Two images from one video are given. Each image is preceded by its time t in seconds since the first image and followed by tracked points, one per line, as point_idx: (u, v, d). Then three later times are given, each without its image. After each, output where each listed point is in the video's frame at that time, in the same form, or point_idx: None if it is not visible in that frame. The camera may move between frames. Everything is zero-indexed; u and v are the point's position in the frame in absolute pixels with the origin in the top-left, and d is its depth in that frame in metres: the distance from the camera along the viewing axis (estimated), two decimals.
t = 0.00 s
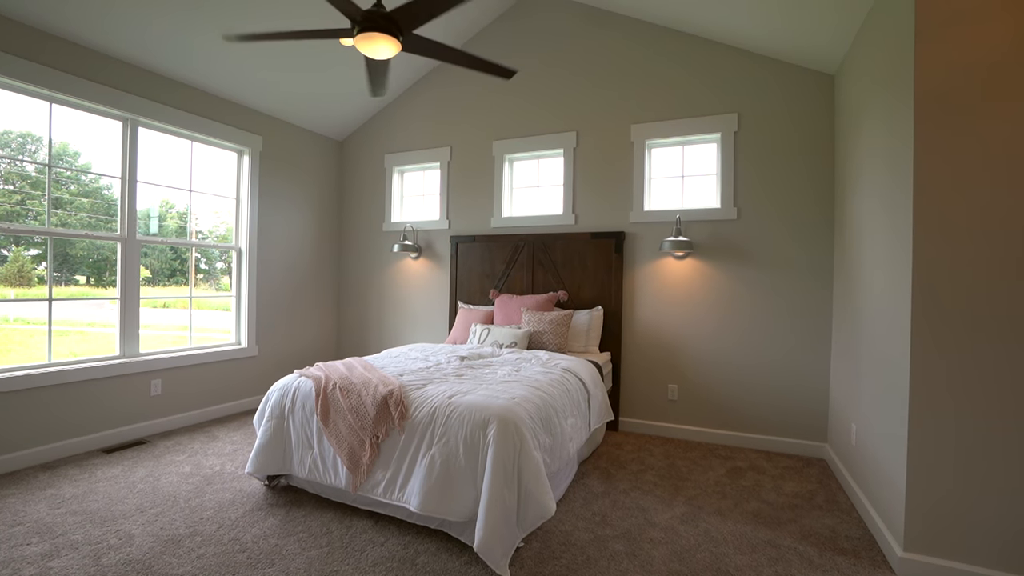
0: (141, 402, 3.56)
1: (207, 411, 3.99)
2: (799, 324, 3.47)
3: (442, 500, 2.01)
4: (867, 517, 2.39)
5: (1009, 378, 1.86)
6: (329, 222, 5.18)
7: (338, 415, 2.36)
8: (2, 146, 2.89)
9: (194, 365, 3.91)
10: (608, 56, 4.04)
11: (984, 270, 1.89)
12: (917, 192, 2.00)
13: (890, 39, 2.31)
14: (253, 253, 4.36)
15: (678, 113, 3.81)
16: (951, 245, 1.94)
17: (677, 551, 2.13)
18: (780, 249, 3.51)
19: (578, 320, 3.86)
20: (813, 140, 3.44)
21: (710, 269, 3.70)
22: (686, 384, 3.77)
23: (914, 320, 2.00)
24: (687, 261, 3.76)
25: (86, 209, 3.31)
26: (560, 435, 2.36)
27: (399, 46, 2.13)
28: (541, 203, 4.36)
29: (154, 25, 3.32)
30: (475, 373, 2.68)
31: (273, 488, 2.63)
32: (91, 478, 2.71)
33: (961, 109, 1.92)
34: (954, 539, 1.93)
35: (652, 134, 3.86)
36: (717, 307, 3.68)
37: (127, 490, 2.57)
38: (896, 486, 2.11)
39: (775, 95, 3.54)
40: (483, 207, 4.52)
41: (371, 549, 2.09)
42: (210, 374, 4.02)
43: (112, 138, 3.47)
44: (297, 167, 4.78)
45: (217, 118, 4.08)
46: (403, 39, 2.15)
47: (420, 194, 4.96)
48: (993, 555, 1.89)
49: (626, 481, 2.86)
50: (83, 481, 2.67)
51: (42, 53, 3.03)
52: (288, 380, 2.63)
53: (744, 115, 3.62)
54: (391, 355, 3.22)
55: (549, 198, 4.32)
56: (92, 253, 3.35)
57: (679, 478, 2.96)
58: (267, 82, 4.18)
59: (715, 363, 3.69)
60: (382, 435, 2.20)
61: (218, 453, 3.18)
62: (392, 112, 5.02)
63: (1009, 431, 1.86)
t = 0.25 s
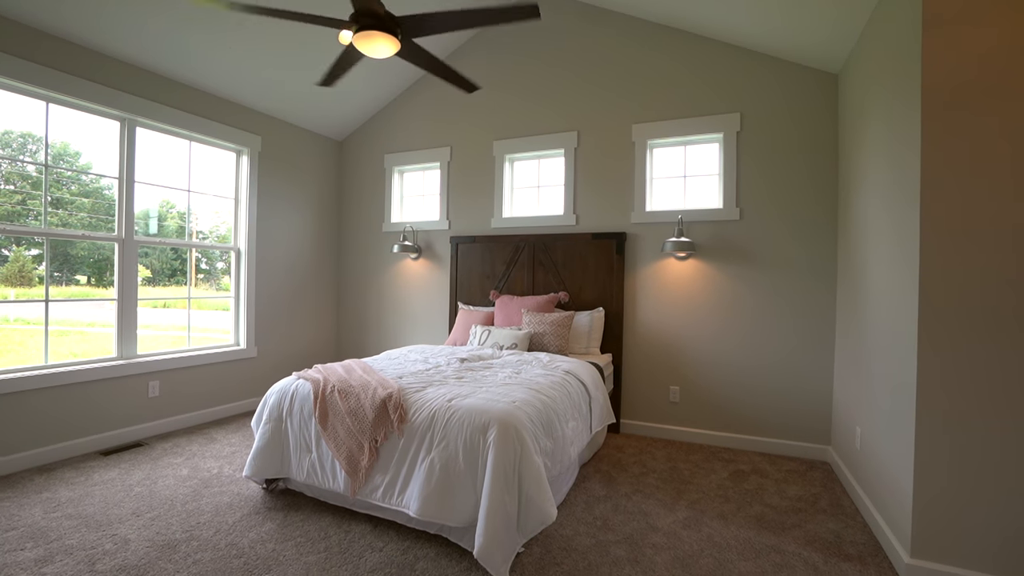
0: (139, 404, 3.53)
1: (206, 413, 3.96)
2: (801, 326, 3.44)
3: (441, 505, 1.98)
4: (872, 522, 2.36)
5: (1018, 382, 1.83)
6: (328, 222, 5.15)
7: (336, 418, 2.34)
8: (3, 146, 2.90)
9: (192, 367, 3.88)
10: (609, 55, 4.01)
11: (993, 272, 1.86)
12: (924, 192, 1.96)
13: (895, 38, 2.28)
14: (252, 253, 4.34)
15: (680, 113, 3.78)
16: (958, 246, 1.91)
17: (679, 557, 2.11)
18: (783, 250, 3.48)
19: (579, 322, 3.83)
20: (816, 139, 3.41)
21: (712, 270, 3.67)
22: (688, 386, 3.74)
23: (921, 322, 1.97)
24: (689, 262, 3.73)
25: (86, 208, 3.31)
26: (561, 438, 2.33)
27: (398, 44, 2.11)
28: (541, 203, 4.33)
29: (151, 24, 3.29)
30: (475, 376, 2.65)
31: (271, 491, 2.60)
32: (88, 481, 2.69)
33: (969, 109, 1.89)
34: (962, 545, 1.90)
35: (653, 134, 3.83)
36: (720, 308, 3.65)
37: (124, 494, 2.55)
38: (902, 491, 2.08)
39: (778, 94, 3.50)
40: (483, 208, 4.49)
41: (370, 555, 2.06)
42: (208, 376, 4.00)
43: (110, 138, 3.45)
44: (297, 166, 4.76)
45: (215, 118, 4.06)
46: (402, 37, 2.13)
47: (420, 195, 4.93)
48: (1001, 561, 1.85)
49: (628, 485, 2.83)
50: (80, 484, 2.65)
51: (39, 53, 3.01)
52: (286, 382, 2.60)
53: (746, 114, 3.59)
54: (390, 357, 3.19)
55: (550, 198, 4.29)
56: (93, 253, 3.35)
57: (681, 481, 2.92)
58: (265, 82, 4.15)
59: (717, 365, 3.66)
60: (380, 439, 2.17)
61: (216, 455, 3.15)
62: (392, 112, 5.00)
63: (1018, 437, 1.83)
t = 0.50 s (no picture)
0: (138, 406, 3.51)
1: (205, 414, 3.94)
2: (805, 327, 3.41)
3: (440, 509, 1.95)
4: (878, 526, 2.33)
5: None
6: (328, 222, 5.13)
7: (335, 421, 2.31)
8: (4, 146, 2.90)
9: (191, 368, 3.86)
10: (611, 55, 3.98)
11: (1002, 273, 1.83)
12: (932, 193, 1.93)
13: (902, 36, 2.25)
14: (251, 254, 4.31)
15: (682, 112, 3.75)
16: (967, 247, 1.88)
17: (683, 562, 2.08)
18: (787, 251, 3.45)
19: (581, 323, 3.81)
20: (820, 139, 3.38)
21: (714, 271, 3.64)
22: (690, 388, 3.71)
23: (928, 324, 1.94)
24: (691, 262, 3.70)
25: (87, 208, 3.30)
26: (562, 441, 2.31)
27: (398, 43, 2.09)
28: (542, 203, 4.30)
29: (149, 23, 3.27)
30: (475, 378, 2.62)
31: (270, 495, 2.58)
32: (85, 484, 2.66)
33: (977, 108, 1.86)
34: (971, 551, 1.87)
35: (655, 133, 3.80)
36: (722, 309, 3.62)
37: (121, 496, 2.52)
38: (909, 496, 2.05)
39: (781, 94, 3.47)
40: (484, 208, 4.47)
41: (369, 560, 2.03)
42: (207, 377, 3.98)
43: (108, 138, 3.43)
44: (296, 166, 4.74)
45: (215, 118, 4.03)
46: (401, 36, 2.11)
47: (420, 195, 4.91)
48: (1011, 568, 1.82)
49: (630, 488, 2.80)
50: (77, 487, 2.62)
51: (36, 52, 2.98)
52: (285, 385, 2.57)
53: (749, 114, 3.56)
54: (390, 359, 3.16)
55: (551, 198, 4.26)
56: (95, 253, 3.35)
57: (684, 484, 2.90)
58: (265, 82, 4.13)
59: (720, 367, 3.63)
60: (379, 442, 2.15)
61: (214, 457, 3.13)
62: (392, 111, 4.97)
63: None
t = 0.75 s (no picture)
0: (137, 407, 3.48)
1: (204, 415, 3.92)
2: (809, 329, 3.37)
3: (441, 514, 1.92)
4: (885, 531, 2.30)
5: None
6: (328, 222, 5.10)
7: (334, 423, 2.28)
8: (6, 146, 2.89)
9: (190, 369, 3.84)
10: (613, 53, 3.95)
11: (1014, 275, 1.79)
12: (942, 192, 1.90)
13: (910, 34, 2.21)
14: (251, 254, 4.29)
15: (685, 112, 3.71)
16: (977, 248, 1.84)
17: (687, 567, 2.05)
18: (791, 251, 3.42)
19: (582, 324, 3.78)
20: (825, 138, 3.35)
21: (717, 271, 3.61)
22: (693, 389, 3.67)
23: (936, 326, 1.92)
24: (694, 263, 3.67)
25: (89, 208, 3.30)
26: (564, 445, 2.27)
27: (398, 40, 2.06)
28: (544, 203, 4.27)
29: (149, 22, 3.24)
30: (476, 380, 2.59)
31: (269, 498, 2.55)
32: (82, 486, 2.64)
33: (988, 106, 1.83)
34: (981, 558, 1.84)
35: (658, 133, 3.77)
36: (726, 310, 3.58)
37: (118, 500, 2.50)
38: (917, 501, 2.02)
39: (785, 92, 3.44)
40: (485, 208, 4.44)
41: (369, 564, 2.00)
42: (207, 378, 3.96)
43: (107, 138, 3.40)
44: (297, 166, 4.71)
45: (214, 117, 4.01)
46: (402, 33, 2.08)
47: (420, 195, 4.88)
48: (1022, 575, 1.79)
49: (632, 491, 2.77)
50: (74, 489, 2.60)
51: (34, 50, 2.96)
52: (284, 386, 2.55)
53: (753, 113, 3.52)
54: (390, 360, 3.13)
55: (552, 198, 4.23)
56: (97, 253, 3.34)
57: (687, 487, 2.86)
58: (265, 81, 4.11)
59: (723, 369, 3.59)
60: (379, 445, 2.12)
61: (213, 459, 3.10)
62: (393, 111, 4.95)
63: None
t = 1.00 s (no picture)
0: (136, 409, 3.46)
1: (204, 417, 3.90)
2: (815, 330, 3.33)
3: (442, 519, 1.90)
4: (893, 536, 2.27)
5: None
6: (329, 223, 5.08)
7: (334, 426, 2.26)
8: (9, 146, 2.89)
9: (191, 370, 3.82)
10: (616, 53, 3.92)
11: None
12: (953, 193, 1.86)
13: (919, 32, 2.18)
14: (251, 254, 4.26)
15: (688, 111, 3.68)
16: (989, 250, 1.81)
17: (691, 572, 2.02)
18: (796, 252, 3.38)
19: (585, 325, 3.75)
20: (830, 138, 3.31)
21: (721, 272, 3.57)
22: (696, 391, 3.64)
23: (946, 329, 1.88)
24: (697, 263, 3.64)
25: (91, 209, 3.30)
26: (567, 448, 2.24)
27: (399, 39, 2.03)
28: (546, 204, 4.24)
29: (149, 22, 3.22)
30: (478, 382, 2.56)
31: (268, 501, 2.52)
32: (81, 489, 2.62)
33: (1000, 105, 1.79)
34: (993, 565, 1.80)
35: (661, 132, 3.73)
36: (730, 311, 3.55)
37: (117, 503, 2.48)
38: (926, 506, 1.98)
39: (790, 91, 3.40)
40: (487, 208, 4.41)
41: (369, 570, 1.97)
42: (207, 379, 3.94)
43: (107, 138, 3.39)
44: (298, 166, 4.69)
45: (215, 117, 3.99)
46: (402, 32, 2.05)
47: (422, 195, 4.86)
48: None
49: (635, 495, 2.74)
50: (72, 492, 2.58)
51: (33, 50, 2.94)
52: (284, 389, 2.52)
53: (757, 113, 3.49)
54: (390, 362, 3.11)
55: (554, 198, 4.20)
56: (100, 254, 3.34)
57: (691, 491, 2.83)
58: (266, 81, 4.09)
59: (727, 370, 3.56)
60: (379, 449, 2.09)
61: (213, 461, 3.08)
62: (394, 111, 4.92)
63: None
